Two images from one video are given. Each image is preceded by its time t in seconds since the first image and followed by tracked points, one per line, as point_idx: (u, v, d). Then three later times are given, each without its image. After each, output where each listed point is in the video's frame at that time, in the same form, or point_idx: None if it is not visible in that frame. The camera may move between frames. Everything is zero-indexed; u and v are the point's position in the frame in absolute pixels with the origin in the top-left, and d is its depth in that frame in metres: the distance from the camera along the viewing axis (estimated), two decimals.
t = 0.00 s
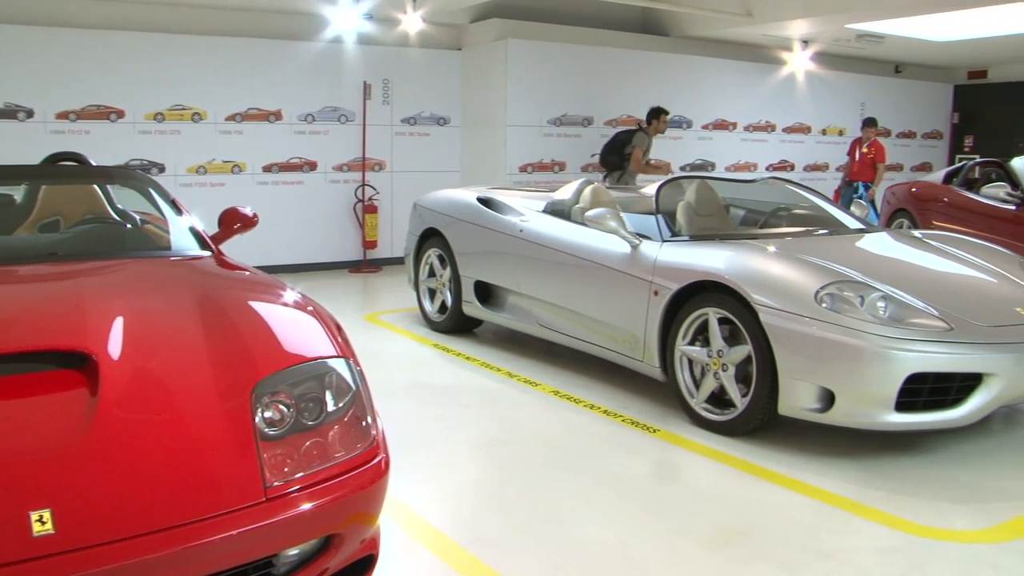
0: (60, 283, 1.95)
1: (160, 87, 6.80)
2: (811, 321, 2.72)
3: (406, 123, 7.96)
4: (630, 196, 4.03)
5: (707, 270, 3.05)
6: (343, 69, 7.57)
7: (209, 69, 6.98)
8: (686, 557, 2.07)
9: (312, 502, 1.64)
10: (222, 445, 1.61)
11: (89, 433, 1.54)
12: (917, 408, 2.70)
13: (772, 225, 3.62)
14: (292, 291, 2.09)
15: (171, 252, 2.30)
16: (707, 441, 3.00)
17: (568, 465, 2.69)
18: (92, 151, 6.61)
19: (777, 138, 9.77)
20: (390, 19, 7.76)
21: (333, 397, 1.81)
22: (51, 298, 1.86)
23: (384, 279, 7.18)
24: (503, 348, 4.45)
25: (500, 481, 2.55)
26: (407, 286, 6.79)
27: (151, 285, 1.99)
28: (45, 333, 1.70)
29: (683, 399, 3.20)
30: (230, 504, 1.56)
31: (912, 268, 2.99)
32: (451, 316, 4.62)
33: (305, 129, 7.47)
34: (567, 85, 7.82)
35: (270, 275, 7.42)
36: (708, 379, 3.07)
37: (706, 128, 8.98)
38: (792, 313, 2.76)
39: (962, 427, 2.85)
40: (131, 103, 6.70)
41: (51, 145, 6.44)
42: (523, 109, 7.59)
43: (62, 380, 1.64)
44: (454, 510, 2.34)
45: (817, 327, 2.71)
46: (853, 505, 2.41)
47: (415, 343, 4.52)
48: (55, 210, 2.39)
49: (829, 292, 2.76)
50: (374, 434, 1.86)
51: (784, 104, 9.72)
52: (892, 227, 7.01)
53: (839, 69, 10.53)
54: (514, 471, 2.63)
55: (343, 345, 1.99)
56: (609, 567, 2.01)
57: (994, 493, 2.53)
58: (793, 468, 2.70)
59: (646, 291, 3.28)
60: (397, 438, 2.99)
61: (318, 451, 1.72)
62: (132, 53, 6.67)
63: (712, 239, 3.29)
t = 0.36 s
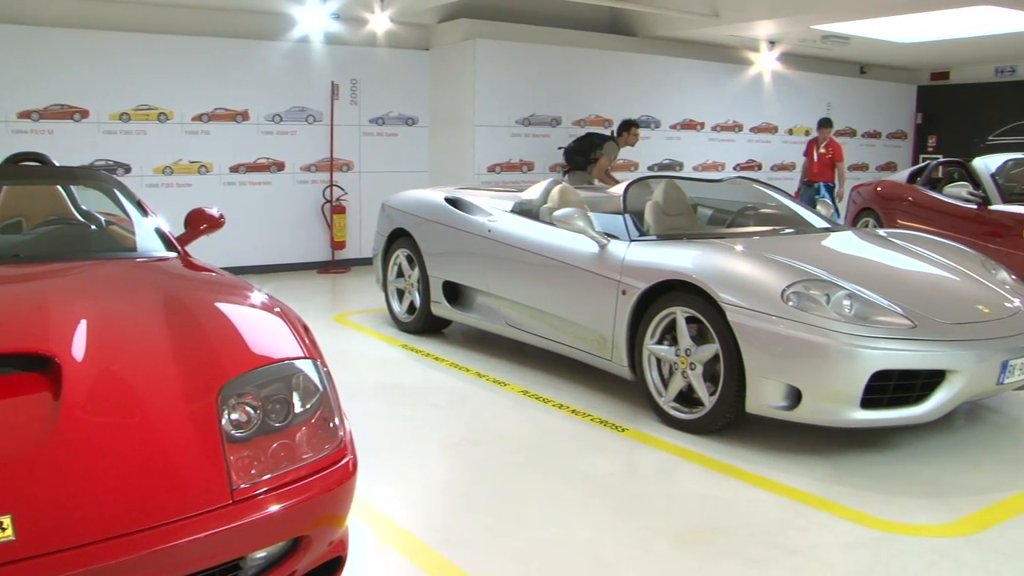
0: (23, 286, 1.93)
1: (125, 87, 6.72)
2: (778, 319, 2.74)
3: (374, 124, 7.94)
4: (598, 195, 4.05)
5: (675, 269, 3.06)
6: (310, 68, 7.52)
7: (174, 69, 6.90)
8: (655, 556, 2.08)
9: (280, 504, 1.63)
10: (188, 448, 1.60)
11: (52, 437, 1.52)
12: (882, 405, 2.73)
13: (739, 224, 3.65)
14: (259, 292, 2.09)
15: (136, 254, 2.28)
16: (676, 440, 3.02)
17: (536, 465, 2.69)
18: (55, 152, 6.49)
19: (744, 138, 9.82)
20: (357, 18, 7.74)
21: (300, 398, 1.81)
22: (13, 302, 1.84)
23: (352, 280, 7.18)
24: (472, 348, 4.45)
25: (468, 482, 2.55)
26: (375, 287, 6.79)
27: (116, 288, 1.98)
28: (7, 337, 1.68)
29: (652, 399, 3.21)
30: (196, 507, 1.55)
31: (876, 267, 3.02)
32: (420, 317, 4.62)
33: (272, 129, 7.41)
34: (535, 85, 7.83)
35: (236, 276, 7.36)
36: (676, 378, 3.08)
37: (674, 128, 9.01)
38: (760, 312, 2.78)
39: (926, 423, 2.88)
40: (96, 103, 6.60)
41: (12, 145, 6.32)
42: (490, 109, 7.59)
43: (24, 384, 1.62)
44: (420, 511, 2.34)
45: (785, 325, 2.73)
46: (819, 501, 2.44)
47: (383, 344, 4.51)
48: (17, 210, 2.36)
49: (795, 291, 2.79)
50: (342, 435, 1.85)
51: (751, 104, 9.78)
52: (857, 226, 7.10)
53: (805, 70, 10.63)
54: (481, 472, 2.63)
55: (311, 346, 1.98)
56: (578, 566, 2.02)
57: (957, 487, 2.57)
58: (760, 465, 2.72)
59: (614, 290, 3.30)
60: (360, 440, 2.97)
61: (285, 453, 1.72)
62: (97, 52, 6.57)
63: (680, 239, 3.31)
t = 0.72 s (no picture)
0: None
1: (96, 86, 6.65)
2: (751, 317, 2.76)
3: (348, 124, 7.91)
4: (572, 195, 4.06)
5: (648, 269, 3.07)
6: (283, 69, 7.49)
7: (145, 69, 6.85)
8: (630, 555, 2.09)
9: (253, 507, 1.63)
10: (160, 450, 1.59)
11: (21, 440, 1.51)
12: (854, 402, 2.75)
13: (713, 224, 3.67)
14: (231, 294, 2.08)
15: (106, 255, 2.27)
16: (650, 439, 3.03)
17: (510, 466, 2.69)
18: (25, 152, 6.41)
19: (718, 138, 9.85)
20: (330, 18, 7.72)
21: (273, 400, 1.80)
22: None
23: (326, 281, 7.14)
24: (447, 348, 4.45)
25: (441, 483, 2.55)
26: (349, 287, 6.77)
27: (86, 290, 1.96)
28: None
29: (626, 398, 3.22)
30: (169, 510, 1.54)
31: (846, 265, 3.05)
32: (394, 317, 4.61)
33: (245, 129, 7.37)
34: (508, 84, 7.83)
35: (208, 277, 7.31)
36: (650, 377, 3.10)
37: (647, 128, 9.03)
38: (733, 310, 2.79)
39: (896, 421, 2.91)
40: (65, 103, 6.53)
41: None
42: (464, 109, 7.58)
43: None
44: (392, 512, 2.34)
45: (758, 324, 2.75)
46: (792, 499, 2.46)
47: (358, 345, 4.49)
48: None
49: (768, 290, 2.81)
50: (315, 436, 1.85)
51: (724, 104, 9.83)
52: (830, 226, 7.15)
53: (778, 70, 10.70)
54: (455, 473, 2.63)
55: (284, 347, 1.98)
56: (551, 566, 2.03)
57: (928, 483, 2.59)
58: (734, 464, 2.74)
59: (588, 290, 3.31)
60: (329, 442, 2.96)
61: (259, 455, 1.71)
62: (67, 51, 6.50)
63: (653, 238, 3.33)
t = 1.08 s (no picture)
0: None
1: (74, 86, 6.60)
2: (731, 317, 2.77)
3: (329, 124, 7.90)
4: (554, 195, 4.07)
5: (629, 268, 3.08)
6: (264, 69, 7.46)
7: (124, 69, 6.81)
8: (612, 554, 2.09)
9: (234, 508, 1.63)
10: (140, 452, 1.58)
11: None
12: (834, 401, 2.77)
13: (694, 223, 3.69)
14: (212, 294, 2.07)
15: (86, 256, 2.26)
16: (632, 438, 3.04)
17: (491, 466, 2.70)
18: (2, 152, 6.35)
19: (699, 138, 9.88)
20: (311, 18, 7.69)
21: (253, 400, 1.79)
22: None
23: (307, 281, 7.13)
24: (429, 348, 4.44)
25: (422, 483, 2.55)
26: (331, 287, 6.77)
27: (65, 291, 1.95)
28: None
29: (608, 398, 3.23)
30: (149, 513, 1.53)
31: (825, 264, 3.07)
32: (376, 318, 4.60)
33: (226, 129, 7.35)
34: (489, 84, 7.83)
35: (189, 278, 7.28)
36: (632, 377, 3.11)
37: (628, 128, 9.06)
38: (714, 310, 2.81)
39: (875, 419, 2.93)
40: (44, 103, 6.48)
41: None
42: (445, 109, 7.58)
43: None
44: (372, 513, 2.34)
45: (738, 323, 2.76)
46: (773, 497, 2.47)
47: (339, 346, 4.48)
48: None
49: (749, 289, 2.82)
50: (296, 437, 1.84)
51: (705, 104, 9.86)
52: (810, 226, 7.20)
53: (760, 70, 10.74)
54: (436, 474, 2.63)
55: (265, 348, 1.97)
56: (532, 566, 2.03)
57: (908, 481, 2.61)
58: (715, 463, 2.75)
59: (569, 290, 3.31)
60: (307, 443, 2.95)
61: (239, 456, 1.70)
62: (44, 50, 6.45)
63: (634, 238, 3.33)
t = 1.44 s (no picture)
0: None
1: (47, 85, 6.54)
2: (708, 317, 2.78)
3: (305, 124, 7.87)
4: (531, 195, 4.07)
5: (607, 268, 3.09)
6: (240, 69, 7.43)
7: (97, 68, 6.75)
8: (589, 554, 2.10)
9: (210, 510, 1.62)
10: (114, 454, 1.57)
11: None
12: (810, 399, 2.79)
13: (671, 223, 3.72)
14: (186, 296, 2.06)
15: (60, 257, 2.25)
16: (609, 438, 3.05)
17: (467, 466, 2.70)
18: None
19: (676, 138, 9.90)
20: (286, 18, 7.66)
21: (229, 402, 1.78)
22: None
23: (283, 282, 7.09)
24: (406, 349, 4.43)
25: (397, 484, 2.54)
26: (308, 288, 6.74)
27: (38, 293, 1.94)
28: None
29: (585, 397, 3.24)
30: (124, 515, 1.52)
31: (801, 264, 3.08)
32: (354, 319, 4.59)
33: (201, 130, 7.31)
34: (466, 84, 7.82)
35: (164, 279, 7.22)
36: (609, 376, 3.12)
37: (605, 128, 9.07)
38: (690, 309, 2.82)
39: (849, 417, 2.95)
40: (16, 103, 6.41)
41: None
42: (422, 109, 7.57)
43: None
44: (348, 514, 2.33)
45: (715, 322, 2.77)
46: (750, 495, 2.49)
47: (316, 347, 4.46)
48: None
49: (725, 289, 2.83)
50: (272, 439, 1.84)
51: (682, 104, 9.89)
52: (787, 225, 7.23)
53: (736, 70, 10.78)
54: (412, 475, 2.62)
55: (240, 349, 1.96)
56: (508, 566, 2.03)
57: (883, 478, 2.64)
58: (693, 462, 2.76)
59: (546, 290, 3.31)
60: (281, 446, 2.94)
61: (215, 457, 1.70)
62: (16, 49, 6.38)
63: (611, 238, 3.34)
